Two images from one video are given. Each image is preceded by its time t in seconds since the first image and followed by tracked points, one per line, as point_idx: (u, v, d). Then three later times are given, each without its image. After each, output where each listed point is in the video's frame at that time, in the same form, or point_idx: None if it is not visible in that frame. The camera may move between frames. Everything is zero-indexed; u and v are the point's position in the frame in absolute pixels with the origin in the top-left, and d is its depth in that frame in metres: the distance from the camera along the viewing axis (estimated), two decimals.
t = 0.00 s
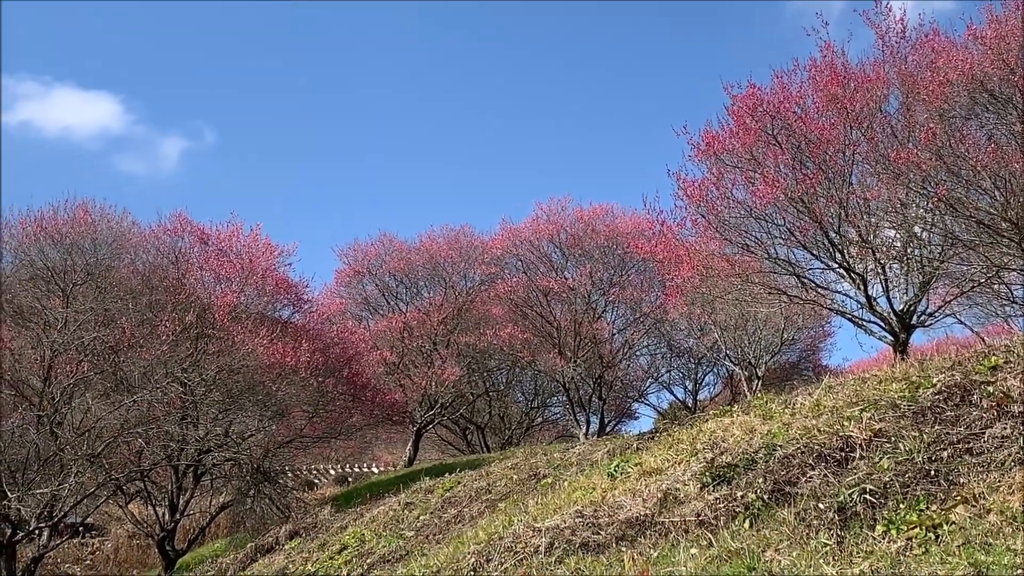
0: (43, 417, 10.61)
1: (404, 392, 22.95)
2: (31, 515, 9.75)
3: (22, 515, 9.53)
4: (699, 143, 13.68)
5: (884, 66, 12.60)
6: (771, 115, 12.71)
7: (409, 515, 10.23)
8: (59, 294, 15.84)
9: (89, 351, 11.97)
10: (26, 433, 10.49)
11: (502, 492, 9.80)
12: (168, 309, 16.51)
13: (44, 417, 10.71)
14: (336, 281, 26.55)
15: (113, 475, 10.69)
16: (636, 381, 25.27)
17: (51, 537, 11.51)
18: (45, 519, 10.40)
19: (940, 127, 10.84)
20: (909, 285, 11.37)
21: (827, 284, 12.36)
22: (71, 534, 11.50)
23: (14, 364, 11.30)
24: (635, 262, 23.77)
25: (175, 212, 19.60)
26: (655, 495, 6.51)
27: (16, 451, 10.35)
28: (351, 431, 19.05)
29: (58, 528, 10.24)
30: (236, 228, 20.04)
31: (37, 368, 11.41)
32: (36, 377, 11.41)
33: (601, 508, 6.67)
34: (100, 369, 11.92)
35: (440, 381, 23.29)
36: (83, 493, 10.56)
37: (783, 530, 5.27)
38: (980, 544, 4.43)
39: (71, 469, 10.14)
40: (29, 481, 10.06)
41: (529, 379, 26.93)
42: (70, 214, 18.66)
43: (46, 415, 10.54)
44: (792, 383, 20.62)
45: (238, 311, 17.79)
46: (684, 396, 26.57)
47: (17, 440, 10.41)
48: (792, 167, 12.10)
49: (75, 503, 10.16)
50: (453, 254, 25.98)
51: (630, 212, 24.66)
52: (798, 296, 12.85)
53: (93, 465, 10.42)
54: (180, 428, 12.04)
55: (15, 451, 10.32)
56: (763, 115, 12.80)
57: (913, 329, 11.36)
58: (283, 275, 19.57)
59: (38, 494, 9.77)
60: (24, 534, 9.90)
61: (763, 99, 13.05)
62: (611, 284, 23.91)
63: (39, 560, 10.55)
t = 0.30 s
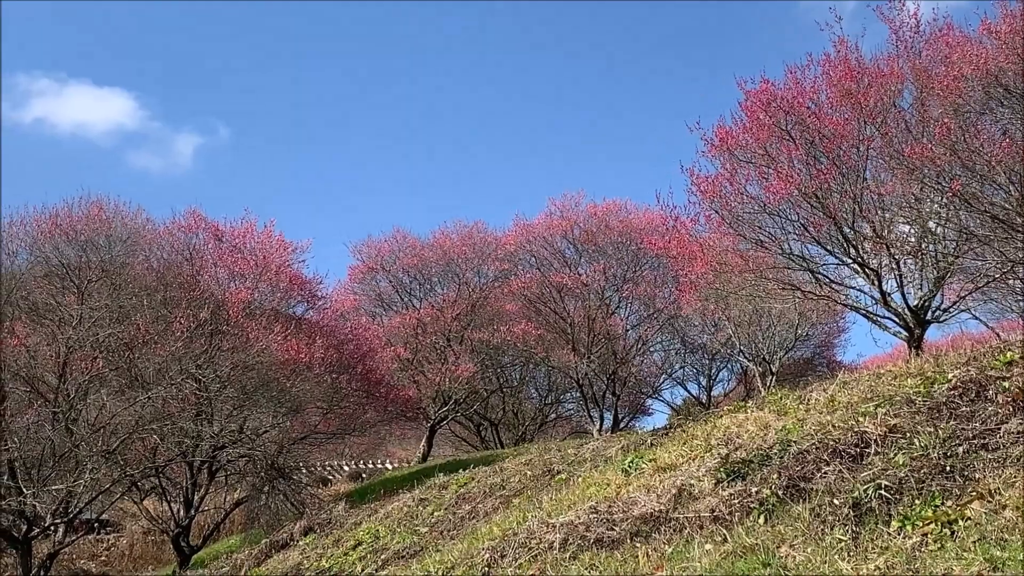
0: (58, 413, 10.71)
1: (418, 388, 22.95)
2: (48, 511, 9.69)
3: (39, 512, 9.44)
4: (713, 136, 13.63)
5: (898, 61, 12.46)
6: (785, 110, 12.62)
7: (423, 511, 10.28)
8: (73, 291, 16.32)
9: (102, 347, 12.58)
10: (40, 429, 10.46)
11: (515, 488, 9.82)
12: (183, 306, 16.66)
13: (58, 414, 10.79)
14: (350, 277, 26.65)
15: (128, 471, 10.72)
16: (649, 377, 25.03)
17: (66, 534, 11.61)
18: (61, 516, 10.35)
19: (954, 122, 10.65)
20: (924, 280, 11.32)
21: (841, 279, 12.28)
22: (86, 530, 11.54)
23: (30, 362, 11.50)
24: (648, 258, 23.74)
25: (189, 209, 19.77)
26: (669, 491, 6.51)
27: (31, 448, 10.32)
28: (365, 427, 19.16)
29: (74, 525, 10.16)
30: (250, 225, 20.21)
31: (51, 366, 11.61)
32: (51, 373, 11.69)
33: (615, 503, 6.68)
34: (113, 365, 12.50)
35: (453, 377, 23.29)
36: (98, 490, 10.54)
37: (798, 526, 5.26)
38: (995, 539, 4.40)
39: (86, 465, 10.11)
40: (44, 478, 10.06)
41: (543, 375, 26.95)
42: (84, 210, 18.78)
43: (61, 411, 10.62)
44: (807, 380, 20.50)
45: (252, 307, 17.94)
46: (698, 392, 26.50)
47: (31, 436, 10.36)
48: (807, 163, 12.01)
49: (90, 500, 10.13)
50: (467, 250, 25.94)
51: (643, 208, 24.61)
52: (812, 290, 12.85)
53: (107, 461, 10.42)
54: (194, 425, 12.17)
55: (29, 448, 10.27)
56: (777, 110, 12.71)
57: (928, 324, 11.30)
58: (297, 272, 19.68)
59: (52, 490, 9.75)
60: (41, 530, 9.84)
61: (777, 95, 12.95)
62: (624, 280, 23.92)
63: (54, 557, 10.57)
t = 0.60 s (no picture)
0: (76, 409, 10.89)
1: (434, 383, 23.05)
2: (66, 506, 9.90)
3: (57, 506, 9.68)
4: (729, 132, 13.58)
5: (915, 53, 12.18)
6: (801, 104, 12.53)
7: (440, 506, 10.35)
8: (91, 287, 16.84)
9: (120, 342, 12.71)
10: (57, 424, 10.52)
11: (532, 483, 9.86)
12: (200, 301, 16.85)
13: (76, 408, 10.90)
14: (366, 272, 26.77)
15: (145, 467, 10.90)
16: (667, 372, 25.32)
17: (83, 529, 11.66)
18: (79, 510, 10.50)
19: (973, 115, 10.37)
20: (942, 274, 11.17)
21: (859, 274, 12.16)
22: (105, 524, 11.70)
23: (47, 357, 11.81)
24: (665, 253, 23.65)
25: (205, 205, 19.94)
26: (687, 486, 6.51)
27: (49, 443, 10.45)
28: (381, 422, 19.28)
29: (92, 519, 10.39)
30: (266, 221, 20.36)
31: (71, 360, 12.05)
32: (69, 369, 12.09)
33: (633, 498, 6.69)
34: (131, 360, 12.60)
35: (469, 373, 23.19)
36: (116, 484, 10.73)
37: (816, 520, 5.24)
38: (1015, 533, 4.35)
39: (104, 461, 10.27)
40: (63, 473, 10.19)
41: (559, 370, 26.99)
42: (102, 207, 19.03)
43: (79, 407, 10.81)
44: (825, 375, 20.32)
45: (268, 303, 18.11)
46: (715, 386, 26.38)
47: (49, 431, 10.40)
48: (823, 156, 11.95)
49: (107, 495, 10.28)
50: (483, 245, 25.92)
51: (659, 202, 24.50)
52: (829, 285, 12.73)
53: (125, 457, 10.60)
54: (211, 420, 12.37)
55: (48, 443, 10.40)
56: (793, 104, 12.61)
57: (946, 319, 11.14)
58: (313, 267, 19.81)
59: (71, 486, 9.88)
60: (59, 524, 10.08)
61: (793, 88, 12.82)
62: (640, 275, 23.85)
63: (73, 551, 10.73)
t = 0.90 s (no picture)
0: (94, 402, 11.13)
1: (450, 376, 23.17)
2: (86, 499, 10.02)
3: (77, 500, 9.75)
4: (745, 121, 13.37)
5: (934, 45, 11.89)
6: (818, 95, 12.31)
7: (457, 498, 10.41)
8: (110, 281, 17.08)
9: (137, 337, 13.33)
10: (77, 417, 10.76)
11: (550, 476, 9.88)
12: (217, 295, 17.04)
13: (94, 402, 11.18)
14: (383, 266, 26.87)
15: (164, 460, 11.13)
16: (683, 364, 25.12)
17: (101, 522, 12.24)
18: (97, 504, 10.69)
19: (991, 107, 10.16)
20: (960, 266, 11.08)
21: (876, 266, 12.08)
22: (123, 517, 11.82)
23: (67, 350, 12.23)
24: (682, 245, 23.56)
25: (223, 199, 20.18)
26: (704, 478, 6.50)
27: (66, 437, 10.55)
28: (398, 415, 19.40)
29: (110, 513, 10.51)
30: (283, 214, 20.52)
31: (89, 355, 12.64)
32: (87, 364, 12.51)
33: (650, 491, 6.70)
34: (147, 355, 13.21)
35: (486, 366, 23.34)
36: (134, 478, 10.91)
37: (835, 513, 5.22)
38: None
39: (123, 454, 10.51)
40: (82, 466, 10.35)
41: (576, 363, 26.99)
42: (120, 201, 19.17)
43: (97, 400, 11.09)
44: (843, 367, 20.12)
45: (285, 297, 18.27)
46: (732, 378, 26.28)
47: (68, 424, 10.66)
48: (841, 147, 11.84)
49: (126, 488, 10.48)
50: (500, 239, 25.87)
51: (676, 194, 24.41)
52: (847, 277, 12.66)
53: (144, 450, 10.84)
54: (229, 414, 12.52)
55: (66, 437, 10.48)
56: (811, 96, 12.38)
57: (965, 311, 11.03)
58: (330, 261, 19.93)
59: (90, 479, 10.03)
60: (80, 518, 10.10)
61: (811, 80, 12.58)
62: (657, 267, 23.71)
63: (92, 544, 10.82)
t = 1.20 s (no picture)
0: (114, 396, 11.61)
1: (468, 369, 23.13)
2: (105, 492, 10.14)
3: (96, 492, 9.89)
4: (762, 114, 13.45)
5: (953, 36, 11.65)
6: (837, 86, 12.24)
7: (477, 491, 10.49)
8: (129, 274, 17.65)
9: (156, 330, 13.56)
10: (97, 411, 11.29)
11: (568, 468, 9.91)
12: (236, 288, 17.29)
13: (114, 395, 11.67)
14: (400, 259, 26.94)
15: (183, 452, 11.38)
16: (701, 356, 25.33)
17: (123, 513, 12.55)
18: (118, 496, 10.84)
19: (1012, 95, 10.25)
20: (980, 257, 10.82)
21: (896, 257, 11.99)
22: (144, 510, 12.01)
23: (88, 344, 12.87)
24: (700, 237, 23.51)
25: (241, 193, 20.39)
26: (724, 470, 6.50)
27: (88, 429, 11.01)
28: (416, 408, 19.54)
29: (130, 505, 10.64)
30: (301, 208, 20.66)
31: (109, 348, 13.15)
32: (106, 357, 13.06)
33: (670, 482, 6.72)
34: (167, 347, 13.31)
35: (504, 358, 23.32)
36: (153, 470, 11.15)
37: (855, 505, 5.20)
38: None
39: (143, 446, 10.84)
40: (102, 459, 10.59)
41: (593, 355, 26.99)
42: (138, 195, 19.25)
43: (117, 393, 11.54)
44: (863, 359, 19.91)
45: (303, 290, 18.36)
46: (750, 371, 26.14)
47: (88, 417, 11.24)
48: (859, 139, 11.72)
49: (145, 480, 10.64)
50: (517, 232, 25.80)
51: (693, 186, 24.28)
52: (867, 268, 12.60)
53: (163, 442, 11.14)
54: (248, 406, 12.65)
55: (86, 429, 11.01)
56: (829, 87, 12.31)
57: (984, 302, 10.91)
58: (348, 254, 20.01)
59: (110, 472, 10.23)
60: (99, 510, 10.22)
61: (829, 70, 12.55)
62: (675, 259, 23.67)
63: (113, 536, 11.02)
